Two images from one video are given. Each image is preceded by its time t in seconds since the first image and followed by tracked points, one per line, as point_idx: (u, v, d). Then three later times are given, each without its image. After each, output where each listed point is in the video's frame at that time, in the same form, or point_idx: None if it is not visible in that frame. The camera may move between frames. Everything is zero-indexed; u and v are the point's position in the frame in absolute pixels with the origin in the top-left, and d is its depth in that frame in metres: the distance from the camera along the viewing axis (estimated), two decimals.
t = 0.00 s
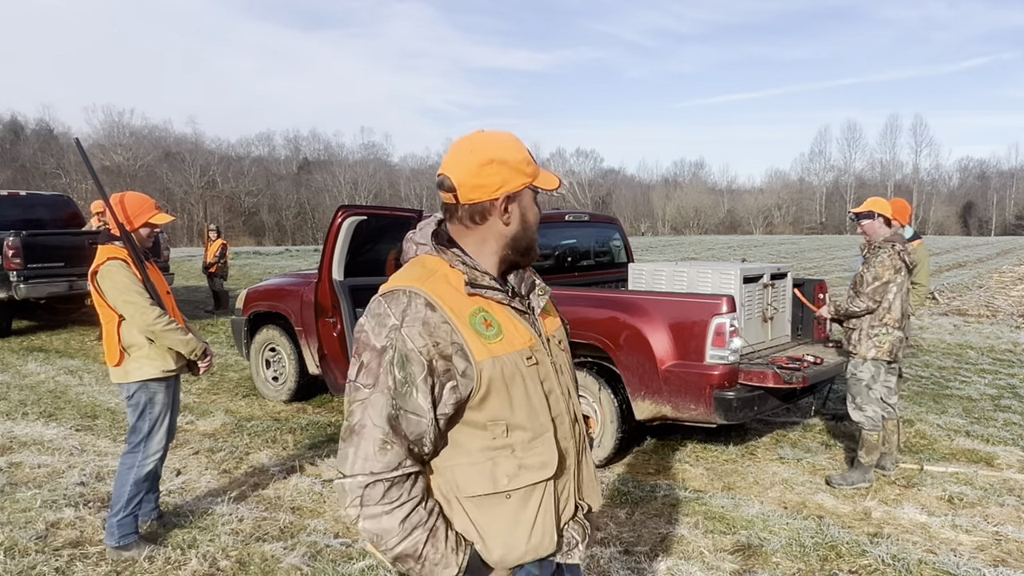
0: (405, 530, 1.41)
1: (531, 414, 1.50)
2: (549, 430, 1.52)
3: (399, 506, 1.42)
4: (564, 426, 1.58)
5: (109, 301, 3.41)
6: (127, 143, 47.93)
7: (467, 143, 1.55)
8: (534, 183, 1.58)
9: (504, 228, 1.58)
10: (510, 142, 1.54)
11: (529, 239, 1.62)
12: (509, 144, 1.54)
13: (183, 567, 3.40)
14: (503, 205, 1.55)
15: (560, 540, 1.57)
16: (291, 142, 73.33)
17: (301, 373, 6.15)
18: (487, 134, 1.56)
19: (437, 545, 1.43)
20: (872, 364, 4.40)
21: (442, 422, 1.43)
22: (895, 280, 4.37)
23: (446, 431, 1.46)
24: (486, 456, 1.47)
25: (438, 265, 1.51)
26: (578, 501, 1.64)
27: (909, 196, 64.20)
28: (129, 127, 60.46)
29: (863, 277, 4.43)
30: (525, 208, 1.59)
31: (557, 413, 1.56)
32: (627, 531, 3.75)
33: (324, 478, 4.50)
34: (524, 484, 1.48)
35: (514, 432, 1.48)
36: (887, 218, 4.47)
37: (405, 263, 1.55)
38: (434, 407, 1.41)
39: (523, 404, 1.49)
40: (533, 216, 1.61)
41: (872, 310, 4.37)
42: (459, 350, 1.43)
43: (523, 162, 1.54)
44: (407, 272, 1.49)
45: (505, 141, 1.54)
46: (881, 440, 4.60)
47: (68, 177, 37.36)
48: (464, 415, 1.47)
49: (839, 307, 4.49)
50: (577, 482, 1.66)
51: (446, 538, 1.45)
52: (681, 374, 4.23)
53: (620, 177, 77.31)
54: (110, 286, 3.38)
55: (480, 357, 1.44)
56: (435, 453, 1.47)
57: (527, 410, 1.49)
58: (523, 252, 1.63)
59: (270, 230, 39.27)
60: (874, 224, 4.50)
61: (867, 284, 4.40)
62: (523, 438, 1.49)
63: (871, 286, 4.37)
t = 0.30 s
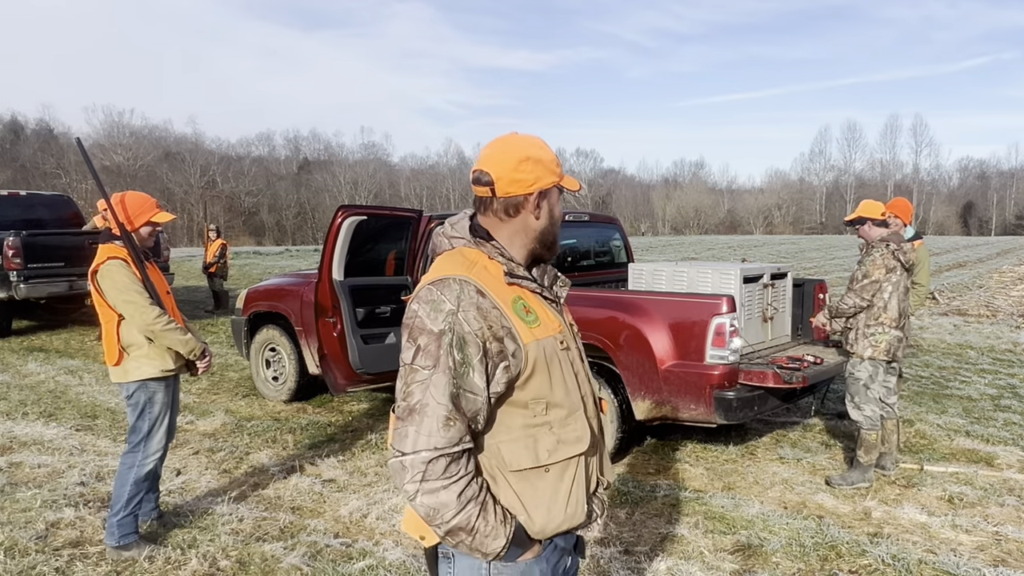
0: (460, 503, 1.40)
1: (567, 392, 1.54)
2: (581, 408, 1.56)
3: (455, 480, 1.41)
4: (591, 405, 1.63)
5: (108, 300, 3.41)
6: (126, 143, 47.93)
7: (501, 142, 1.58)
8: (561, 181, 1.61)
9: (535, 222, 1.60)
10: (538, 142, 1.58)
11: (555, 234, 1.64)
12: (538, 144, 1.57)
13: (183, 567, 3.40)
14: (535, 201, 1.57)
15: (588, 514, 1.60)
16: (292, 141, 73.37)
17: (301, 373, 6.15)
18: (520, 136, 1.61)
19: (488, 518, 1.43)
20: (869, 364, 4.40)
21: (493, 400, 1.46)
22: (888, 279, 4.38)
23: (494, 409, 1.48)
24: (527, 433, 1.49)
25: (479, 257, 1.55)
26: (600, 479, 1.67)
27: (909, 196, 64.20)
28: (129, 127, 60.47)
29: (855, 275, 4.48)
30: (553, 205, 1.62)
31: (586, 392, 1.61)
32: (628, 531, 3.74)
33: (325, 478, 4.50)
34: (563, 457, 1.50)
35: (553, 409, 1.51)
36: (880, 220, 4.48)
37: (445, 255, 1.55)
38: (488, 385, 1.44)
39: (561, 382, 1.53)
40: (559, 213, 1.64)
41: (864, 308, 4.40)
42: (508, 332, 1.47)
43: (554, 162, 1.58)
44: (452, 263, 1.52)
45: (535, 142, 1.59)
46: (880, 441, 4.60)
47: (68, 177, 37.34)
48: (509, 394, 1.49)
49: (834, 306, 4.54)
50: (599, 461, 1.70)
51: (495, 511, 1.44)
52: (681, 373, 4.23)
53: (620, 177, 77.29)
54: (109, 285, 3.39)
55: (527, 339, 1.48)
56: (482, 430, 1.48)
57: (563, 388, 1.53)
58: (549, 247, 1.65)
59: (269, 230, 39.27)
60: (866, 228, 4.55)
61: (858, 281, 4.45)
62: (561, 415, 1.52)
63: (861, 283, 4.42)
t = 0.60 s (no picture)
0: (463, 501, 1.41)
1: (572, 391, 1.54)
2: (587, 407, 1.57)
3: (459, 479, 1.41)
4: (597, 406, 1.63)
5: (107, 299, 3.41)
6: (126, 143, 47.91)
7: (512, 142, 1.58)
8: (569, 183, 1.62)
9: (543, 223, 1.60)
10: (549, 144, 1.59)
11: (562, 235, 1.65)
12: (548, 147, 1.58)
13: (183, 567, 3.40)
14: (544, 202, 1.58)
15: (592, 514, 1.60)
16: (292, 142, 73.39)
17: (301, 373, 6.15)
18: (530, 136, 1.61)
19: (491, 517, 1.43)
20: (873, 364, 4.40)
21: (498, 397, 1.46)
22: (893, 276, 4.39)
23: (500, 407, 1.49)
24: (532, 431, 1.50)
25: (485, 254, 1.54)
26: (604, 479, 1.68)
27: (909, 196, 64.18)
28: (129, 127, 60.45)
29: (862, 274, 4.46)
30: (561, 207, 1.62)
31: (592, 392, 1.61)
32: (628, 531, 3.74)
33: (325, 478, 4.50)
34: (567, 456, 1.51)
35: (558, 408, 1.51)
36: (879, 220, 4.48)
37: (452, 253, 1.54)
38: (493, 382, 1.44)
39: (566, 380, 1.53)
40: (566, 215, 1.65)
41: (872, 307, 4.39)
42: (514, 330, 1.47)
43: (564, 164, 1.59)
44: (459, 260, 1.51)
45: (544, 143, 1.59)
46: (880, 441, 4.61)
47: (68, 177, 37.32)
48: (514, 392, 1.49)
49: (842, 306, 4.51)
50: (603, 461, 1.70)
51: (498, 510, 1.45)
52: (681, 373, 4.23)
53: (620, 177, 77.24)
54: (109, 284, 3.39)
55: (533, 337, 1.48)
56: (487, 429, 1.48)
57: (569, 387, 1.53)
58: (555, 248, 1.66)
59: (269, 230, 39.25)
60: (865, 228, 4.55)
61: (866, 280, 4.43)
62: (566, 413, 1.52)
63: (869, 282, 4.40)
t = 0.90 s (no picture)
0: (435, 524, 1.40)
1: (554, 406, 1.53)
2: (570, 422, 1.55)
3: (430, 501, 1.40)
4: (583, 419, 1.62)
5: (107, 298, 3.41)
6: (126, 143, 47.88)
7: (483, 143, 1.61)
8: (535, 187, 1.58)
9: (503, 226, 1.61)
10: (518, 147, 1.58)
11: (531, 242, 1.63)
12: (514, 148, 1.58)
13: (183, 567, 3.40)
14: (500, 205, 1.59)
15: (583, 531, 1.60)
16: (292, 141, 73.33)
17: (301, 373, 6.15)
18: (510, 136, 1.61)
19: (466, 540, 1.43)
20: (882, 363, 4.41)
21: (470, 415, 1.44)
22: (904, 273, 4.41)
23: (475, 423, 1.48)
24: (511, 449, 1.49)
25: (456, 263, 1.56)
26: (596, 494, 1.67)
27: (909, 195, 64.18)
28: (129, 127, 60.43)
29: (874, 275, 4.42)
30: (526, 211, 1.60)
31: (576, 405, 1.60)
32: (628, 531, 3.74)
33: (325, 478, 4.50)
34: (549, 474, 1.50)
35: (538, 424, 1.50)
36: (877, 221, 4.50)
37: (426, 261, 1.58)
38: (462, 401, 1.42)
39: (546, 395, 1.51)
40: (535, 220, 1.61)
41: (890, 304, 4.36)
42: (484, 344, 1.46)
43: (528, 165, 1.56)
44: (429, 271, 1.53)
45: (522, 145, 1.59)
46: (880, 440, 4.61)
47: (68, 177, 37.30)
48: (489, 408, 1.48)
49: (856, 306, 4.42)
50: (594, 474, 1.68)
51: (474, 532, 1.44)
52: (681, 374, 4.23)
53: (620, 177, 77.19)
54: (109, 283, 3.39)
55: (505, 351, 1.47)
56: (462, 447, 1.47)
57: (549, 402, 1.52)
58: (526, 254, 1.63)
59: (270, 229, 39.23)
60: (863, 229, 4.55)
61: (883, 279, 4.39)
62: (547, 430, 1.51)
63: (887, 280, 4.36)
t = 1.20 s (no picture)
0: (389, 508, 1.47)
1: (527, 411, 1.51)
2: (546, 429, 1.52)
3: (385, 486, 1.47)
4: (566, 428, 1.56)
5: (107, 299, 3.41)
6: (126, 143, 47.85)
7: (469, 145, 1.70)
8: (464, 182, 1.59)
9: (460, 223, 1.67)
10: (467, 144, 1.62)
11: (474, 238, 1.62)
12: (465, 146, 1.62)
13: (183, 567, 3.40)
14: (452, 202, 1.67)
15: (552, 544, 1.55)
16: (292, 141, 73.30)
17: (301, 373, 6.14)
18: (491, 133, 1.64)
19: (420, 528, 1.47)
20: (884, 363, 4.40)
21: (433, 411, 1.48)
22: (908, 275, 4.41)
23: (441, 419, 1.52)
24: (479, 448, 1.50)
25: (450, 260, 1.62)
26: (579, 506, 1.60)
27: (909, 195, 64.16)
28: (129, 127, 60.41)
29: (880, 276, 4.42)
30: (466, 207, 1.62)
31: (559, 413, 1.55)
32: (627, 531, 3.74)
33: (324, 478, 4.50)
34: (514, 479, 1.48)
35: (508, 427, 1.50)
36: (883, 221, 4.47)
37: (427, 255, 1.67)
38: (424, 397, 1.46)
39: (519, 399, 1.50)
40: (471, 216, 1.61)
41: (893, 306, 4.37)
42: (454, 342, 1.48)
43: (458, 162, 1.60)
44: (421, 266, 1.60)
45: (490, 138, 1.61)
46: (880, 440, 4.61)
47: (68, 177, 37.28)
48: (459, 405, 1.51)
49: (859, 306, 4.43)
50: (581, 486, 1.62)
51: (431, 523, 1.48)
52: (681, 374, 4.23)
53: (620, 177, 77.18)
54: (108, 283, 3.39)
55: (475, 350, 1.48)
56: (428, 440, 1.52)
57: (523, 407, 1.51)
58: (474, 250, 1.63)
59: (270, 229, 39.22)
60: (870, 229, 4.55)
61: (886, 280, 4.39)
62: (517, 434, 1.50)
63: (892, 281, 4.37)
